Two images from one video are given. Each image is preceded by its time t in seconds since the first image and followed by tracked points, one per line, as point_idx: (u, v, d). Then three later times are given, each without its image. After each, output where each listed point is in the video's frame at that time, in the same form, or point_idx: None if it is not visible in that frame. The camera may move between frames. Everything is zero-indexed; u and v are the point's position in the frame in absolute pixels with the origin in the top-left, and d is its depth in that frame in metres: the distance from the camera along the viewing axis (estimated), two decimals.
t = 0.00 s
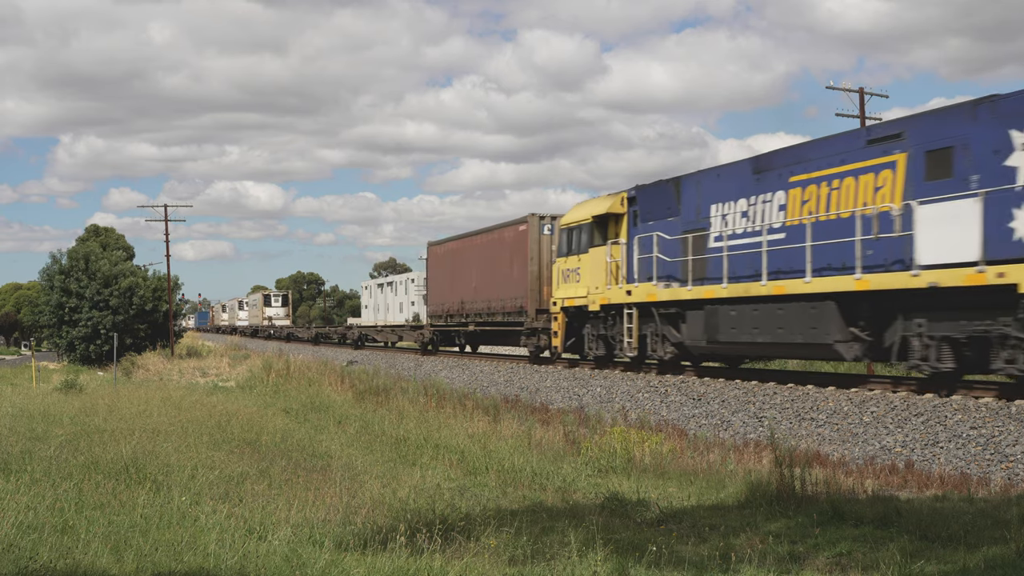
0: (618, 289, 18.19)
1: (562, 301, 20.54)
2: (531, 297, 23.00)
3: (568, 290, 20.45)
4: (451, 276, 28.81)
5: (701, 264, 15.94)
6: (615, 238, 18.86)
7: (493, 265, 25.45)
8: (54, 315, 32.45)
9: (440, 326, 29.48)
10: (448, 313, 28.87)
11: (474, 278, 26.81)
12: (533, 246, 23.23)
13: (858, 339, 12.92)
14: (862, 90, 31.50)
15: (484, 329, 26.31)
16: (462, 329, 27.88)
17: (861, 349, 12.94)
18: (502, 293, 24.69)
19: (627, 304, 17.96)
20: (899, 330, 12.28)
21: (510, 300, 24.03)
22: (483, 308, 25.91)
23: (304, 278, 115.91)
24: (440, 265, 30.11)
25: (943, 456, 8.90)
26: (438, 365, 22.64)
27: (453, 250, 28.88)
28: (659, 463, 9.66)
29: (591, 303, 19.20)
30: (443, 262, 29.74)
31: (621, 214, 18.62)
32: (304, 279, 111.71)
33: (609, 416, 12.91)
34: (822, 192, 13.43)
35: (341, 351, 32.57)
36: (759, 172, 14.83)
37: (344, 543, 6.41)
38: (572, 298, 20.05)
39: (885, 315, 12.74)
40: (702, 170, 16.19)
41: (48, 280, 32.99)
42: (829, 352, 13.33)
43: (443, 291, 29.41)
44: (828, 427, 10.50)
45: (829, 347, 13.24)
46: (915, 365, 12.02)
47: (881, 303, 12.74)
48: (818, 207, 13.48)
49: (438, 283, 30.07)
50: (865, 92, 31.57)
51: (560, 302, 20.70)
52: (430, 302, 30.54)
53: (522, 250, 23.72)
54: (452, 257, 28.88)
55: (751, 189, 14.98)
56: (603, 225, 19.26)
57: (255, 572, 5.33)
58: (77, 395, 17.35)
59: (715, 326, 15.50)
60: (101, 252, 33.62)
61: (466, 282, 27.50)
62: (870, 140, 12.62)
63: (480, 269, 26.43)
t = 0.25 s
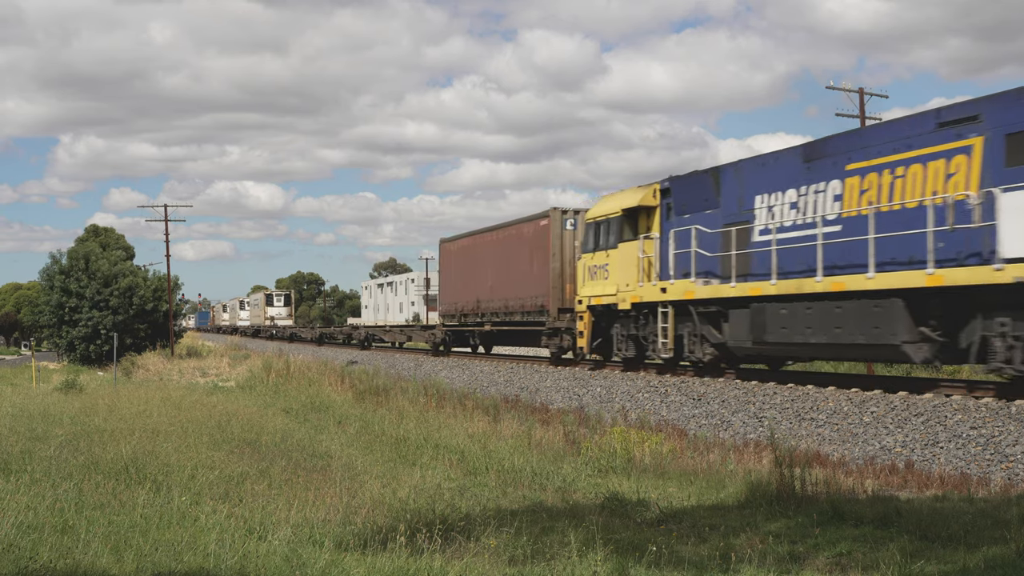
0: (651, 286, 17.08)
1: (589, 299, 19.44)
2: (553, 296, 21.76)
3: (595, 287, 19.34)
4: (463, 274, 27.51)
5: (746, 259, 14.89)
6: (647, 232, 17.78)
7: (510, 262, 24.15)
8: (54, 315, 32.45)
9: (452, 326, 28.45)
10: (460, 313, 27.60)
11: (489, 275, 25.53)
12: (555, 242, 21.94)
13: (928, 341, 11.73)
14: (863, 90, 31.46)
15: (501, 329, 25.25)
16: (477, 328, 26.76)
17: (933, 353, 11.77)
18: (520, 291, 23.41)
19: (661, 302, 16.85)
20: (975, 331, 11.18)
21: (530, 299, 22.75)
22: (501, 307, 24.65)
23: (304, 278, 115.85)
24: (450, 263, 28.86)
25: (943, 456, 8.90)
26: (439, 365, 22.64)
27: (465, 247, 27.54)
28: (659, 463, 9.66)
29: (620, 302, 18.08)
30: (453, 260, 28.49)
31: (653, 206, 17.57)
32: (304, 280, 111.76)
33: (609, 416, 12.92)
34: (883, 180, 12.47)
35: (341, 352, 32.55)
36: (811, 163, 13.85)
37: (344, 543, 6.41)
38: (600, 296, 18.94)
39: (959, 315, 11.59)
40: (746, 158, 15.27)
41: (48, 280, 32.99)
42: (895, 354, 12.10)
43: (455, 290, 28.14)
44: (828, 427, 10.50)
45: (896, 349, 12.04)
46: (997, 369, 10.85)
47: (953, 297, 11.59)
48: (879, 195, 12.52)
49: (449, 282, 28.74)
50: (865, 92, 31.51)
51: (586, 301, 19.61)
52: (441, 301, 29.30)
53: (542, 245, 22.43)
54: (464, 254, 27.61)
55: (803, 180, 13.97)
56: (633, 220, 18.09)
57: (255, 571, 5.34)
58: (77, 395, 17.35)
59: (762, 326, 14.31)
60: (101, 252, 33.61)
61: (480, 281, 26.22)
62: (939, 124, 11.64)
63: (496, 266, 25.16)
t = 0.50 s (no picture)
0: (690, 283, 15.84)
1: (618, 297, 18.21)
2: (578, 294, 20.40)
3: (625, 284, 18.10)
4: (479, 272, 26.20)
5: (796, 254, 13.73)
6: (683, 226, 16.51)
7: (532, 258, 22.79)
8: (53, 315, 32.45)
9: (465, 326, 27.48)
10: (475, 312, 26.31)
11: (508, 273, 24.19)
12: (579, 237, 20.52)
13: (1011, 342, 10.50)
14: (862, 89, 31.45)
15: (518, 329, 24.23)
16: (492, 328, 25.61)
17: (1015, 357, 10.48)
18: (542, 290, 22.07)
19: (702, 299, 15.63)
20: None
21: (552, 298, 21.41)
22: (520, 306, 23.32)
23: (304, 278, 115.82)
24: (463, 260, 27.57)
25: (943, 456, 8.90)
26: (439, 365, 22.63)
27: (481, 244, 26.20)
28: (659, 463, 9.66)
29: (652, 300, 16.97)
30: (467, 256, 27.20)
31: (689, 198, 16.32)
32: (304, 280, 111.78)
33: (609, 416, 12.91)
34: (956, 166, 11.17)
35: (341, 352, 32.54)
36: (869, 148, 12.62)
37: (344, 543, 6.41)
38: (631, 293, 17.69)
39: None
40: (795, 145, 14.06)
41: (48, 280, 33.00)
42: (967, 355, 11.06)
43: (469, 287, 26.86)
44: (828, 427, 10.50)
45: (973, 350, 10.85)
46: None
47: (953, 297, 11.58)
48: (951, 183, 11.23)
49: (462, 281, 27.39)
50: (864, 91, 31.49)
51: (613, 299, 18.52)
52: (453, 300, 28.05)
53: (565, 240, 21.04)
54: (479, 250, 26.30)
55: (860, 167, 12.73)
56: (668, 213, 16.98)
57: (255, 572, 5.34)
58: (77, 395, 17.35)
59: (818, 325, 13.07)
60: (101, 252, 33.59)
61: (496, 278, 24.91)
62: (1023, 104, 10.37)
63: (515, 263, 23.81)
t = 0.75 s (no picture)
0: (734, 279, 15.22)
1: (652, 295, 17.62)
2: (605, 292, 19.61)
3: (658, 282, 17.52)
4: (498, 268, 25.40)
5: (854, 248, 12.96)
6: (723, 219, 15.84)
7: (555, 254, 21.95)
8: (54, 315, 32.44)
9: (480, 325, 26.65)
10: (494, 311, 25.50)
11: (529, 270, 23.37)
12: (606, 232, 19.65)
13: None
14: (862, 89, 31.44)
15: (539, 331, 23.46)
16: (510, 327, 24.78)
17: None
18: (566, 287, 21.22)
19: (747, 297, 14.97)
20: None
21: (576, 296, 20.59)
22: (542, 304, 22.52)
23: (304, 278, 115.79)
24: (481, 257, 26.77)
25: (943, 456, 8.90)
26: (439, 365, 22.63)
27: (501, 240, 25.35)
28: (659, 463, 9.66)
29: (693, 297, 16.23)
30: (486, 252, 26.38)
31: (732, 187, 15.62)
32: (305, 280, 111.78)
33: (609, 416, 12.91)
34: None
35: (341, 351, 32.53)
36: (938, 133, 11.80)
37: (344, 543, 6.41)
38: (667, 291, 17.08)
39: None
40: (850, 131, 13.29)
41: (48, 280, 33.00)
42: (1011, 356, 10.65)
43: (488, 285, 26.05)
44: (828, 427, 10.50)
45: None
46: None
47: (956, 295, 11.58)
48: None
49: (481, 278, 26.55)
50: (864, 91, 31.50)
51: (649, 296, 17.77)
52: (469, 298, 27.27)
53: (591, 235, 20.16)
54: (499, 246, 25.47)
55: (928, 153, 11.91)
56: (707, 205, 16.29)
57: (255, 572, 5.34)
58: (76, 395, 17.35)
59: (882, 324, 12.27)
60: (101, 252, 33.61)
61: (517, 275, 24.12)
62: None
63: (537, 259, 23.01)
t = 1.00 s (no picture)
0: (782, 275, 14.43)
1: (691, 293, 16.95)
2: (637, 291, 18.91)
3: (699, 279, 16.84)
4: (520, 265, 24.82)
5: (924, 240, 12.05)
6: (771, 211, 15.09)
7: (582, 250, 21.33)
8: (54, 315, 32.44)
9: (499, 324, 26.06)
10: (516, 308, 24.92)
11: (555, 266, 22.79)
12: (638, 226, 19.01)
13: None
14: (862, 89, 31.46)
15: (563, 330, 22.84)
16: (531, 326, 24.22)
17: None
18: (595, 283, 20.65)
19: (798, 294, 14.17)
20: None
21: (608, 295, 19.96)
22: (568, 302, 21.92)
23: (304, 278, 115.92)
24: (503, 253, 26.11)
25: (943, 456, 8.90)
26: (439, 365, 22.62)
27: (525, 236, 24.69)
28: (659, 463, 9.66)
29: (740, 293, 15.39)
30: (507, 248, 25.79)
31: (780, 177, 14.98)
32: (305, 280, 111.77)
33: (609, 416, 12.91)
34: None
35: (341, 351, 32.53)
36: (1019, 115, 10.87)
37: (344, 543, 6.41)
38: (708, 288, 16.42)
39: None
40: (920, 113, 12.39)
41: (48, 280, 33.00)
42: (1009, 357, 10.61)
43: (509, 281, 25.47)
44: (828, 427, 10.50)
45: None
46: None
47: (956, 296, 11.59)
48: None
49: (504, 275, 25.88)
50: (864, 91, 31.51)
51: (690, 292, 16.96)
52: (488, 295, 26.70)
53: (621, 230, 19.53)
54: (522, 242, 24.88)
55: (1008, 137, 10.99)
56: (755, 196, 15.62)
57: (255, 572, 5.34)
58: (76, 395, 17.35)
59: (959, 324, 11.28)
60: (101, 252, 33.62)
61: (541, 272, 23.52)
62: None
63: (563, 255, 22.40)
